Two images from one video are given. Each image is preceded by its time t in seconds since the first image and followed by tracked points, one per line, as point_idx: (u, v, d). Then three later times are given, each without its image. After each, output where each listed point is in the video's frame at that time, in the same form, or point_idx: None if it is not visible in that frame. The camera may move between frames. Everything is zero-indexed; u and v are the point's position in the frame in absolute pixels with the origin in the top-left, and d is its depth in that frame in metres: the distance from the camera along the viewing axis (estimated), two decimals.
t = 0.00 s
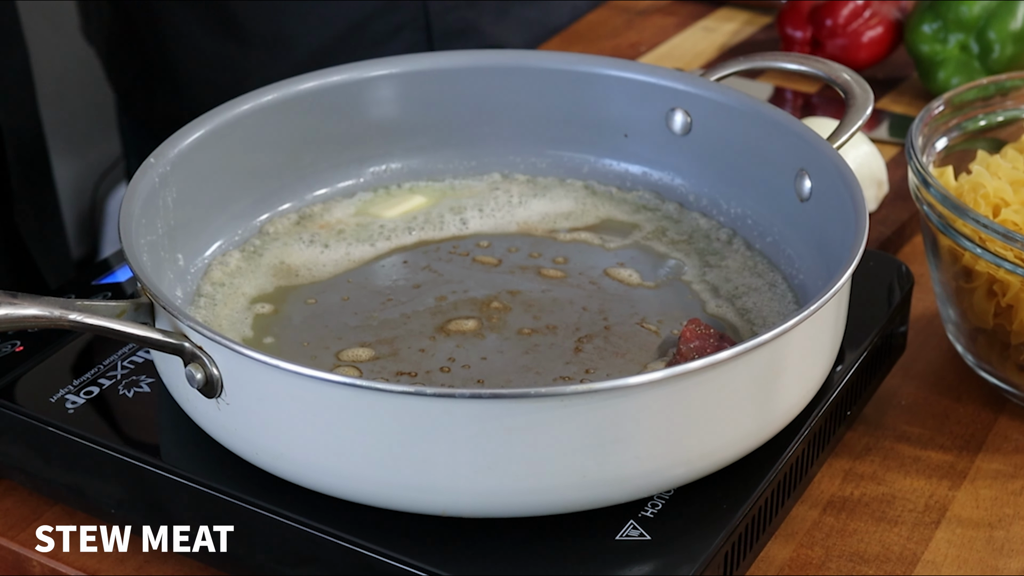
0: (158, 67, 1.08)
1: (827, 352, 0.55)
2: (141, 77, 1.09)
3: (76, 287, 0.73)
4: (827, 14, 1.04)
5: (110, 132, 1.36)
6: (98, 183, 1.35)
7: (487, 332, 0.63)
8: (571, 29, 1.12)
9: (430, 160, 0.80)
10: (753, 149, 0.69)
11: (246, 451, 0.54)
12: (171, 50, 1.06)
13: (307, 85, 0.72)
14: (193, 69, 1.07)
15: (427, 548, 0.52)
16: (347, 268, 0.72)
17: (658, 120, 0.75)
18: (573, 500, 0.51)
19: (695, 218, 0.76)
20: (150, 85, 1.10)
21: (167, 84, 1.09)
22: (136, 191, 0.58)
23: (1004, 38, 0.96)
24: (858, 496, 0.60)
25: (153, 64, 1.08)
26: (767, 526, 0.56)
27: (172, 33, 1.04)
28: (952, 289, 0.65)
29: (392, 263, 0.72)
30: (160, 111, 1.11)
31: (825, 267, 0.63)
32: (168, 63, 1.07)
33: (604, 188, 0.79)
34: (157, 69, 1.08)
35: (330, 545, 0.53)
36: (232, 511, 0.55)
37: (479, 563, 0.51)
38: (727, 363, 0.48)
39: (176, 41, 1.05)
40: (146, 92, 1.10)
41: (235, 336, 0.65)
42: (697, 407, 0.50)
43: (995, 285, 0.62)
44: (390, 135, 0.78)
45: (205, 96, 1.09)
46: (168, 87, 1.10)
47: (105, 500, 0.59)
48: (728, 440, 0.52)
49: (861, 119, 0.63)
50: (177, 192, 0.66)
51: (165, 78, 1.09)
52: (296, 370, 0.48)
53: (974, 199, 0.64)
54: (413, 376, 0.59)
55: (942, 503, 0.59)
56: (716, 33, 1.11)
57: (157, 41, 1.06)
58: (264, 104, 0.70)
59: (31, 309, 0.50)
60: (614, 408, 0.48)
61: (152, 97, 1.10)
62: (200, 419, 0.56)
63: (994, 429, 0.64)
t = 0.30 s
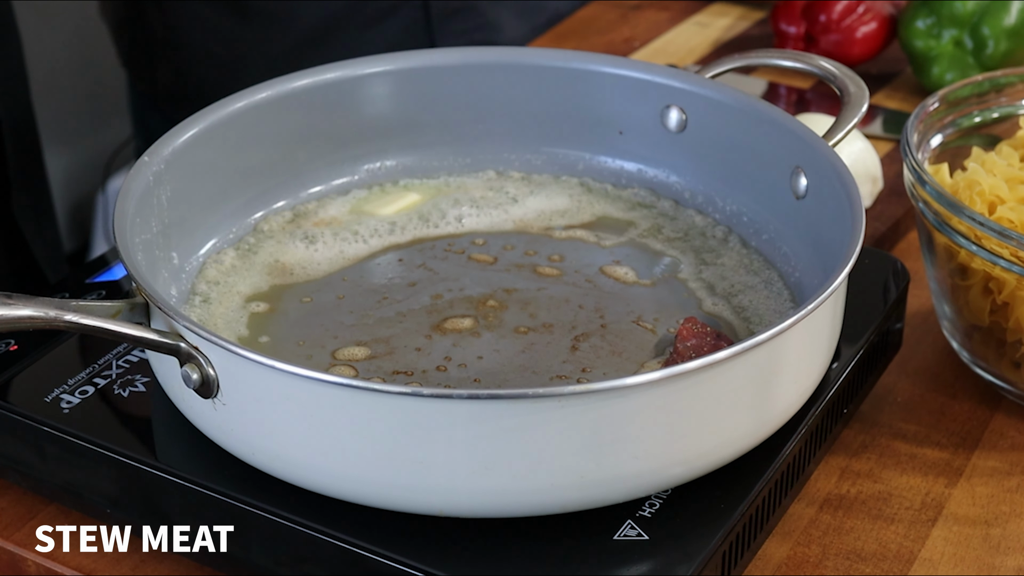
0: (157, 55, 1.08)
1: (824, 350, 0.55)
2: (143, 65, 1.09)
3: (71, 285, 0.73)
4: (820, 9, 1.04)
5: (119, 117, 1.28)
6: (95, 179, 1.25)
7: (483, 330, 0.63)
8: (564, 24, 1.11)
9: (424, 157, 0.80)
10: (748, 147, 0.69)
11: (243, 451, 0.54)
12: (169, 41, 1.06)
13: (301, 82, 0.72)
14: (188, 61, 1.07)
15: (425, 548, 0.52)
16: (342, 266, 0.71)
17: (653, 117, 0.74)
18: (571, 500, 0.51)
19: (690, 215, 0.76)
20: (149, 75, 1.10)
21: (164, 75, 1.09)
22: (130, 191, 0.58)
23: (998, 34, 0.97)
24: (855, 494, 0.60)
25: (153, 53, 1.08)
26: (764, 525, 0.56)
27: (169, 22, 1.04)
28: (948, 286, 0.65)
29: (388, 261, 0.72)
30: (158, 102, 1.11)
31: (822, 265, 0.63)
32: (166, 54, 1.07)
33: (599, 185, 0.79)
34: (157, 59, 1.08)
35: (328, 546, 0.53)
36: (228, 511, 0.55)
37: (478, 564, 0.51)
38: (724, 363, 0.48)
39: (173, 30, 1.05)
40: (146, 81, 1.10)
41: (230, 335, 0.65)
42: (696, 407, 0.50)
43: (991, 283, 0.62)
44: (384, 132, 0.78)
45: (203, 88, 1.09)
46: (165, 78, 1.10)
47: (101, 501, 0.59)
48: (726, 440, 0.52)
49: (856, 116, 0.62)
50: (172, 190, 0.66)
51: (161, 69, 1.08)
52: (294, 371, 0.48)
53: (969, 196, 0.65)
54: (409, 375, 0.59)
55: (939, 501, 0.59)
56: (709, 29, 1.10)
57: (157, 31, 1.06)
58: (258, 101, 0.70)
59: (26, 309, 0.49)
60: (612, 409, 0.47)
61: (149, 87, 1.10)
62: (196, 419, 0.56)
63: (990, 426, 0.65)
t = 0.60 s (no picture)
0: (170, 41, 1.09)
1: (824, 350, 0.55)
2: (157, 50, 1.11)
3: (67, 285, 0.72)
4: (817, 7, 1.03)
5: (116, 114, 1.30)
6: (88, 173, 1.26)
7: (482, 329, 0.63)
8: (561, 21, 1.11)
9: (422, 155, 0.80)
10: (747, 146, 0.69)
11: (242, 452, 0.54)
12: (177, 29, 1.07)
13: (299, 80, 0.71)
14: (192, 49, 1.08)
15: (426, 548, 0.52)
16: (340, 265, 0.71)
17: (652, 115, 0.74)
18: (572, 500, 0.51)
19: (688, 214, 0.75)
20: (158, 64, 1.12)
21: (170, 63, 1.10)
22: (128, 190, 0.57)
23: (995, 32, 0.97)
24: (854, 493, 0.60)
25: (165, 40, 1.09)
26: (764, 525, 0.56)
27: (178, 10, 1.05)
28: (946, 285, 0.65)
29: (386, 259, 0.72)
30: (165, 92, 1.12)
31: (821, 264, 0.63)
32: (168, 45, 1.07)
33: (597, 184, 0.79)
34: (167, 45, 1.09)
35: (327, 546, 0.53)
36: (228, 511, 0.55)
37: (479, 563, 0.51)
38: (725, 363, 0.48)
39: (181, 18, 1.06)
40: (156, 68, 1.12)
41: (228, 335, 0.64)
42: (696, 408, 0.50)
43: (989, 282, 0.62)
44: (381, 130, 0.78)
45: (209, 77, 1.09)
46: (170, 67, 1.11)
47: (98, 501, 0.58)
48: (726, 440, 0.52)
49: (855, 115, 0.62)
50: (169, 189, 0.65)
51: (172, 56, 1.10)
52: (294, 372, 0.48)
53: (968, 195, 0.65)
54: (408, 375, 0.59)
55: (937, 500, 0.59)
56: (706, 26, 1.10)
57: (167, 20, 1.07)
58: (256, 100, 0.70)
59: (24, 309, 0.49)
60: (614, 409, 0.47)
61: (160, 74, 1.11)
62: (195, 419, 0.56)
63: (988, 425, 0.65)
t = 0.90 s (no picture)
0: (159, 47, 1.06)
1: (825, 349, 0.55)
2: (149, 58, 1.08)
3: (68, 285, 0.72)
4: (817, 6, 1.04)
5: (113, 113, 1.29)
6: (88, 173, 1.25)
7: (483, 328, 0.63)
8: (560, 20, 1.11)
9: (423, 155, 0.80)
10: (748, 145, 0.69)
11: (244, 451, 0.54)
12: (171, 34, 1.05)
13: (300, 80, 0.71)
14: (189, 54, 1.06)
15: (428, 547, 0.52)
16: (340, 265, 0.71)
17: (652, 114, 0.74)
18: (574, 499, 0.51)
19: (689, 213, 0.75)
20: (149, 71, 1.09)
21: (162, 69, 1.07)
22: (129, 189, 0.57)
23: (995, 32, 0.97)
24: (855, 492, 0.60)
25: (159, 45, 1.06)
26: (765, 523, 0.56)
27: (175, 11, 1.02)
28: (947, 283, 0.65)
29: (387, 259, 0.72)
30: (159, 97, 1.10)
31: (822, 263, 0.63)
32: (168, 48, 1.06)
33: (598, 183, 0.79)
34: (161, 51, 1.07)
35: (327, 545, 0.53)
36: (229, 511, 0.55)
37: (479, 563, 0.51)
38: (727, 362, 0.48)
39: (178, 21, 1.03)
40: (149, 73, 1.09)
41: (229, 334, 0.64)
42: (698, 406, 0.50)
43: (990, 281, 0.62)
44: (381, 129, 0.78)
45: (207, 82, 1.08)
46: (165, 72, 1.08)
47: (99, 501, 0.58)
48: (727, 439, 0.52)
49: (856, 114, 0.62)
50: (169, 189, 0.65)
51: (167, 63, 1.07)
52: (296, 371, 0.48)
53: (968, 194, 0.65)
54: (409, 374, 0.59)
55: (939, 498, 0.59)
56: (706, 25, 1.10)
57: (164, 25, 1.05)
58: (257, 99, 0.70)
59: (24, 309, 0.49)
60: (616, 408, 0.47)
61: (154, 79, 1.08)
62: (195, 418, 0.56)
63: (989, 424, 0.65)
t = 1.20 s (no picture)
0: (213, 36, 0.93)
1: (834, 346, 0.55)
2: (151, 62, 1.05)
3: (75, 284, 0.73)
4: (827, 5, 1.04)
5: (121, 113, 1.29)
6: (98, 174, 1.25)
7: (491, 326, 0.63)
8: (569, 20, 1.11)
9: (431, 153, 0.80)
10: (756, 142, 0.69)
11: (253, 448, 0.54)
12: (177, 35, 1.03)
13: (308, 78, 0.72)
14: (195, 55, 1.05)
15: (436, 545, 0.52)
16: (349, 263, 0.71)
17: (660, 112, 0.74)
18: (583, 496, 0.51)
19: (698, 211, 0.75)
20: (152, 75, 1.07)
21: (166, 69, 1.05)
22: (137, 186, 0.58)
23: (1004, 29, 0.97)
24: (864, 490, 0.60)
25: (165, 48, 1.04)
26: (773, 521, 0.56)
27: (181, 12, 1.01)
28: (956, 281, 0.65)
29: (396, 257, 0.72)
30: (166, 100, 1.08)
31: (831, 260, 0.63)
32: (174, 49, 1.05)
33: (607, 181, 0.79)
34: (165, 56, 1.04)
35: (335, 542, 0.53)
36: (237, 508, 0.55)
37: (487, 560, 0.51)
38: (736, 358, 0.48)
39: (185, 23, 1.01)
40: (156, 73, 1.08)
41: (238, 332, 0.65)
42: (707, 403, 0.50)
43: (1000, 278, 0.62)
44: (389, 128, 0.78)
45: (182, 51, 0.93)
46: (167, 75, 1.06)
47: (108, 498, 0.59)
48: (736, 435, 0.52)
49: (865, 111, 0.62)
50: (178, 187, 0.65)
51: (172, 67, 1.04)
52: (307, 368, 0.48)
53: (978, 191, 0.64)
54: (418, 371, 0.59)
55: (947, 496, 0.59)
56: (715, 24, 1.10)
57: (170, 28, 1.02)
58: (267, 96, 0.70)
59: (33, 306, 0.49)
60: (625, 404, 0.47)
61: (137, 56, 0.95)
62: (204, 415, 0.56)
63: (999, 422, 0.64)
